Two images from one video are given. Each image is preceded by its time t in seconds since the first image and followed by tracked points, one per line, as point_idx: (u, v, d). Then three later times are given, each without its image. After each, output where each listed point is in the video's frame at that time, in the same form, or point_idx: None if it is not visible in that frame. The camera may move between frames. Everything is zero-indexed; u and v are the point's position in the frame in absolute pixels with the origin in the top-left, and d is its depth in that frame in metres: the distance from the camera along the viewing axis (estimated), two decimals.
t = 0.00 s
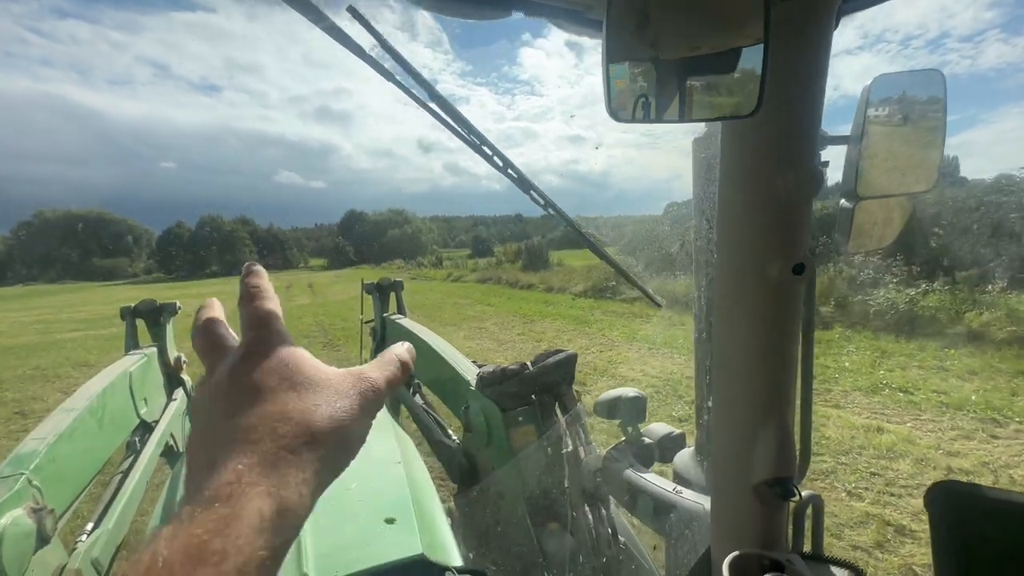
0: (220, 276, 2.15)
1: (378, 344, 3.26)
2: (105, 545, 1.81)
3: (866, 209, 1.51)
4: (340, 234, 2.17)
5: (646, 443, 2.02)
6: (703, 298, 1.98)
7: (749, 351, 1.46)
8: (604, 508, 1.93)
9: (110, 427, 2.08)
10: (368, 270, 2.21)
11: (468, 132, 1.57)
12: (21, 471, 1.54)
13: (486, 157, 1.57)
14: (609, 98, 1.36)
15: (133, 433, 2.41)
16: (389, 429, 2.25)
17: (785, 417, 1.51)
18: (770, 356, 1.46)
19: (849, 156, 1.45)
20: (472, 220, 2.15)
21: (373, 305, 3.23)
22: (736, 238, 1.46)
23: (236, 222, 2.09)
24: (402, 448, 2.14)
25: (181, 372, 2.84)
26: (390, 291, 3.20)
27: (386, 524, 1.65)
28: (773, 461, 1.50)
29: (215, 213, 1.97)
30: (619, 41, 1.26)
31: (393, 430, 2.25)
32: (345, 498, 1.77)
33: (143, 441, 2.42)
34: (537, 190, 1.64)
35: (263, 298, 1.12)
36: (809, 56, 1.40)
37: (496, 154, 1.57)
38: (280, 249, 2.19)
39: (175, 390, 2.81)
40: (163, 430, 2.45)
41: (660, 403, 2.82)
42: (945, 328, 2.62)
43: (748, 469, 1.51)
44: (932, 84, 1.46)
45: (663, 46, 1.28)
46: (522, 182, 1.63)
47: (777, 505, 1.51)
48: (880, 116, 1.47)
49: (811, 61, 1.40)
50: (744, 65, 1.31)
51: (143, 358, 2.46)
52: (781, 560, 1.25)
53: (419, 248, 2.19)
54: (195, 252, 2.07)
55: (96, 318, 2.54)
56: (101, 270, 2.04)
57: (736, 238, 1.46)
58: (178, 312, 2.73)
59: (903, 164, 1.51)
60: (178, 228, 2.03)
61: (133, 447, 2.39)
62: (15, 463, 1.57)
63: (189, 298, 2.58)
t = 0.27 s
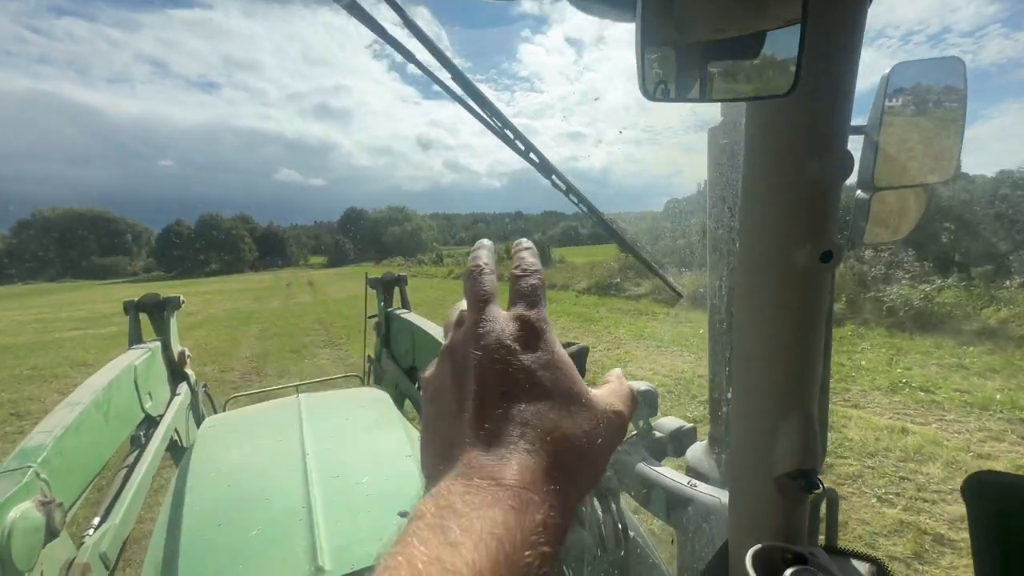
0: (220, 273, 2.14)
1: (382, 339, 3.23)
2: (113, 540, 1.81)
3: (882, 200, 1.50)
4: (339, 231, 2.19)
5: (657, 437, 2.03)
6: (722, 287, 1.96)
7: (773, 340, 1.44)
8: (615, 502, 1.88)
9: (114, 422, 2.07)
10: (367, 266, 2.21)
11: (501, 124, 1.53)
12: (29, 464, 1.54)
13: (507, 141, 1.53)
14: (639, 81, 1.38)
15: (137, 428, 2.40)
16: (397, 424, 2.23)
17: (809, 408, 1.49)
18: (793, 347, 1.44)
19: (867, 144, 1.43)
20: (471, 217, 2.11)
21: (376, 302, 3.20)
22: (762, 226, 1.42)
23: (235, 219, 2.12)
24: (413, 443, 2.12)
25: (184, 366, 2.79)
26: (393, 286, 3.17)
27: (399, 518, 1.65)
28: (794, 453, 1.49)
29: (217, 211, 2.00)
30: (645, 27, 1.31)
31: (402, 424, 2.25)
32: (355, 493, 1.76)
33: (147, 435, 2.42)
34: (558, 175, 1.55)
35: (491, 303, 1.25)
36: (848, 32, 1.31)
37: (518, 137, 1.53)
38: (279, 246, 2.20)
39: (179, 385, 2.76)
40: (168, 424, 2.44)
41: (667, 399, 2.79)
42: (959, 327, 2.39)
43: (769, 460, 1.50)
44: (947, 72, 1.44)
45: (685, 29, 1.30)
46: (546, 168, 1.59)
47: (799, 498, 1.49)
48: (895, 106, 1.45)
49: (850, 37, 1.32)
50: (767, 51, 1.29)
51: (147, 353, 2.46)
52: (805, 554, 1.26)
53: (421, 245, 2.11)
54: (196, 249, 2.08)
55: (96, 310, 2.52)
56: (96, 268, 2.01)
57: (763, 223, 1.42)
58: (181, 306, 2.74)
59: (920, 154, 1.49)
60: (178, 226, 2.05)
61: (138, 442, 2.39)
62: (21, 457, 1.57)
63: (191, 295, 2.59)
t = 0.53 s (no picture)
0: (222, 274, 2.13)
1: (382, 339, 3.21)
2: (108, 543, 1.81)
3: (880, 200, 1.50)
4: (340, 232, 2.20)
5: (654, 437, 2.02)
6: (716, 288, 1.95)
7: (765, 342, 1.44)
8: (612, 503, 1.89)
9: (111, 424, 2.07)
10: (368, 266, 2.23)
11: (483, 121, 1.55)
12: (23, 467, 1.54)
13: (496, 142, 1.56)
14: (629, 83, 1.37)
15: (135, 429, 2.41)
16: (393, 425, 2.23)
17: (803, 409, 1.49)
18: (787, 349, 1.43)
19: (863, 143, 1.43)
20: (472, 216, 2.13)
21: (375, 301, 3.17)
22: (755, 226, 1.42)
23: (236, 219, 2.13)
24: (406, 445, 2.12)
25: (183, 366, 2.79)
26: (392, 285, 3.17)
27: (392, 520, 1.64)
28: (788, 455, 1.49)
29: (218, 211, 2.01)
30: (632, 29, 1.28)
31: (399, 426, 2.25)
32: (348, 496, 1.75)
33: (145, 436, 2.42)
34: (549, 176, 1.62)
35: (530, 304, 1.25)
36: (837, 32, 1.32)
37: (506, 138, 1.56)
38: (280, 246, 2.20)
39: (176, 386, 2.75)
40: (167, 425, 2.44)
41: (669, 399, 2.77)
42: (975, 325, 2.28)
43: (763, 462, 1.49)
44: (945, 71, 1.42)
45: (677, 29, 1.27)
46: (534, 168, 1.61)
47: (793, 501, 1.49)
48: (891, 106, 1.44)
49: (841, 36, 1.33)
50: (760, 50, 1.28)
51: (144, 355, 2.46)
52: (798, 557, 1.26)
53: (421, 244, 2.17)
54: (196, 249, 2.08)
55: (95, 311, 2.53)
56: (99, 269, 2.01)
57: (755, 224, 1.42)
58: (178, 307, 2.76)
59: (917, 153, 1.48)
60: (178, 227, 2.05)
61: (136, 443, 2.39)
62: (17, 460, 1.57)
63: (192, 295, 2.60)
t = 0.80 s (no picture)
0: (224, 274, 2.12)
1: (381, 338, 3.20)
2: (99, 544, 1.80)
3: (883, 191, 1.49)
4: (343, 231, 2.18)
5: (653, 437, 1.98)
6: (714, 285, 1.94)
7: (765, 337, 1.43)
8: (610, 504, 1.88)
9: (103, 425, 2.07)
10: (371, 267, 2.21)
11: (472, 116, 1.54)
12: (9, 470, 1.53)
13: (483, 136, 1.54)
14: (617, 75, 1.39)
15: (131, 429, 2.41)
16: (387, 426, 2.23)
17: (803, 406, 1.48)
18: (786, 347, 1.43)
19: (867, 134, 1.42)
20: (474, 216, 2.13)
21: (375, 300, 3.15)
22: (753, 223, 1.41)
23: (237, 220, 2.13)
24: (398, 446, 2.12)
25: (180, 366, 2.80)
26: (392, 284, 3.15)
27: (381, 524, 1.65)
28: (788, 453, 1.48)
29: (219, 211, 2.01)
30: (624, 16, 1.26)
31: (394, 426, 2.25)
32: (338, 499, 1.75)
33: (141, 437, 2.42)
34: (535, 170, 1.59)
35: (484, 305, 1.08)
36: (836, 21, 1.31)
37: (493, 131, 1.53)
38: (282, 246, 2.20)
39: (175, 386, 2.77)
40: (163, 425, 2.44)
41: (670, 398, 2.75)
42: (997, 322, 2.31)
43: (763, 461, 1.48)
44: (952, 59, 1.44)
45: (672, 15, 1.24)
46: (520, 160, 1.60)
47: (794, 500, 1.47)
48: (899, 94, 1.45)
49: (841, 25, 1.32)
50: (758, 38, 1.27)
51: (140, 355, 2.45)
52: (799, 560, 1.24)
53: (424, 244, 2.11)
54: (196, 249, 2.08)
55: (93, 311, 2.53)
56: (102, 270, 2.04)
57: (754, 219, 1.40)
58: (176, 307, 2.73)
59: (923, 142, 1.49)
60: (179, 228, 2.06)
61: (132, 443, 2.39)
62: (3, 463, 1.56)
63: (193, 296, 2.60)
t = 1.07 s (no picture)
0: (229, 277, 2.14)
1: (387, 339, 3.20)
2: (110, 544, 1.82)
3: (891, 188, 1.49)
4: (346, 233, 2.20)
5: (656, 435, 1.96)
6: (719, 284, 1.93)
7: (770, 337, 1.42)
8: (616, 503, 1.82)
9: (113, 426, 2.08)
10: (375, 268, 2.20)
11: (473, 115, 1.54)
12: (21, 471, 1.53)
13: (484, 134, 1.56)
14: (619, 73, 1.37)
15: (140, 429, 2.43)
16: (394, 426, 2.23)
17: (809, 406, 1.47)
18: (792, 347, 1.42)
19: (873, 130, 1.41)
20: (478, 217, 2.14)
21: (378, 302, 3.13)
22: (757, 222, 1.40)
23: (242, 222, 2.14)
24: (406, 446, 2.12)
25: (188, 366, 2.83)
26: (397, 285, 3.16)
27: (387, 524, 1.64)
28: (794, 454, 1.47)
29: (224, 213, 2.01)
30: (627, 14, 1.25)
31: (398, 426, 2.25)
32: (345, 499, 1.75)
33: (151, 437, 2.44)
34: (537, 170, 1.61)
35: (491, 323, 1.16)
36: (842, 18, 1.30)
37: (493, 129, 1.55)
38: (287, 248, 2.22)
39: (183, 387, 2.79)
40: (173, 425, 2.46)
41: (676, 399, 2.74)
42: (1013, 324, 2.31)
43: (769, 462, 1.47)
44: (958, 54, 1.43)
45: (674, 13, 1.23)
46: (522, 160, 1.60)
47: (801, 501, 1.46)
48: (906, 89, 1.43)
49: (846, 22, 1.32)
50: (763, 34, 1.26)
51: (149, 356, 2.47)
52: (806, 561, 1.23)
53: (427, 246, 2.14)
54: (202, 252, 2.10)
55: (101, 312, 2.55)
56: (109, 273, 2.05)
57: (758, 217, 1.40)
58: (183, 308, 2.79)
59: (931, 138, 1.47)
60: (185, 231, 2.08)
61: (141, 443, 2.41)
62: (15, 463, 1.57)
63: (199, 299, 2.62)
